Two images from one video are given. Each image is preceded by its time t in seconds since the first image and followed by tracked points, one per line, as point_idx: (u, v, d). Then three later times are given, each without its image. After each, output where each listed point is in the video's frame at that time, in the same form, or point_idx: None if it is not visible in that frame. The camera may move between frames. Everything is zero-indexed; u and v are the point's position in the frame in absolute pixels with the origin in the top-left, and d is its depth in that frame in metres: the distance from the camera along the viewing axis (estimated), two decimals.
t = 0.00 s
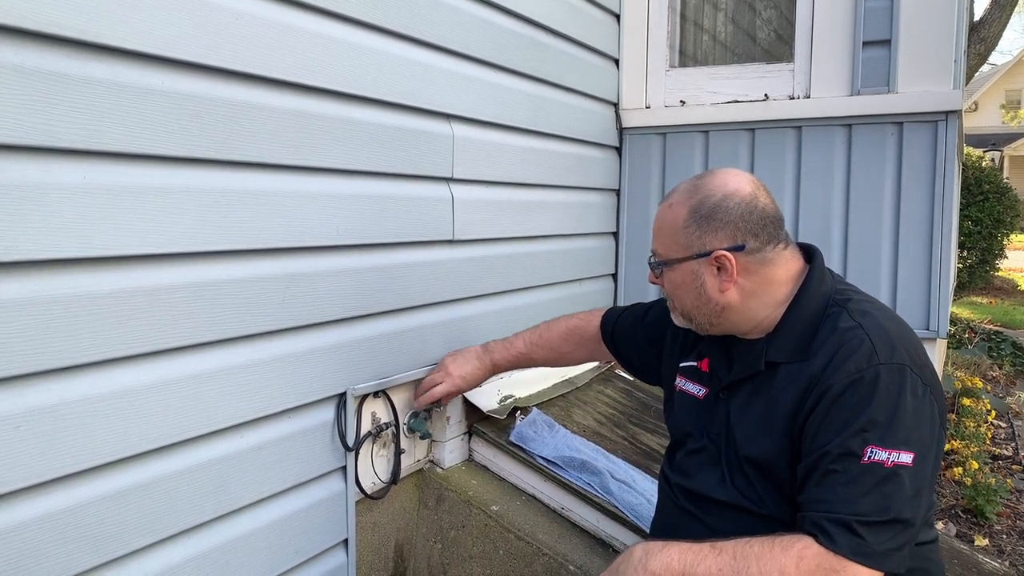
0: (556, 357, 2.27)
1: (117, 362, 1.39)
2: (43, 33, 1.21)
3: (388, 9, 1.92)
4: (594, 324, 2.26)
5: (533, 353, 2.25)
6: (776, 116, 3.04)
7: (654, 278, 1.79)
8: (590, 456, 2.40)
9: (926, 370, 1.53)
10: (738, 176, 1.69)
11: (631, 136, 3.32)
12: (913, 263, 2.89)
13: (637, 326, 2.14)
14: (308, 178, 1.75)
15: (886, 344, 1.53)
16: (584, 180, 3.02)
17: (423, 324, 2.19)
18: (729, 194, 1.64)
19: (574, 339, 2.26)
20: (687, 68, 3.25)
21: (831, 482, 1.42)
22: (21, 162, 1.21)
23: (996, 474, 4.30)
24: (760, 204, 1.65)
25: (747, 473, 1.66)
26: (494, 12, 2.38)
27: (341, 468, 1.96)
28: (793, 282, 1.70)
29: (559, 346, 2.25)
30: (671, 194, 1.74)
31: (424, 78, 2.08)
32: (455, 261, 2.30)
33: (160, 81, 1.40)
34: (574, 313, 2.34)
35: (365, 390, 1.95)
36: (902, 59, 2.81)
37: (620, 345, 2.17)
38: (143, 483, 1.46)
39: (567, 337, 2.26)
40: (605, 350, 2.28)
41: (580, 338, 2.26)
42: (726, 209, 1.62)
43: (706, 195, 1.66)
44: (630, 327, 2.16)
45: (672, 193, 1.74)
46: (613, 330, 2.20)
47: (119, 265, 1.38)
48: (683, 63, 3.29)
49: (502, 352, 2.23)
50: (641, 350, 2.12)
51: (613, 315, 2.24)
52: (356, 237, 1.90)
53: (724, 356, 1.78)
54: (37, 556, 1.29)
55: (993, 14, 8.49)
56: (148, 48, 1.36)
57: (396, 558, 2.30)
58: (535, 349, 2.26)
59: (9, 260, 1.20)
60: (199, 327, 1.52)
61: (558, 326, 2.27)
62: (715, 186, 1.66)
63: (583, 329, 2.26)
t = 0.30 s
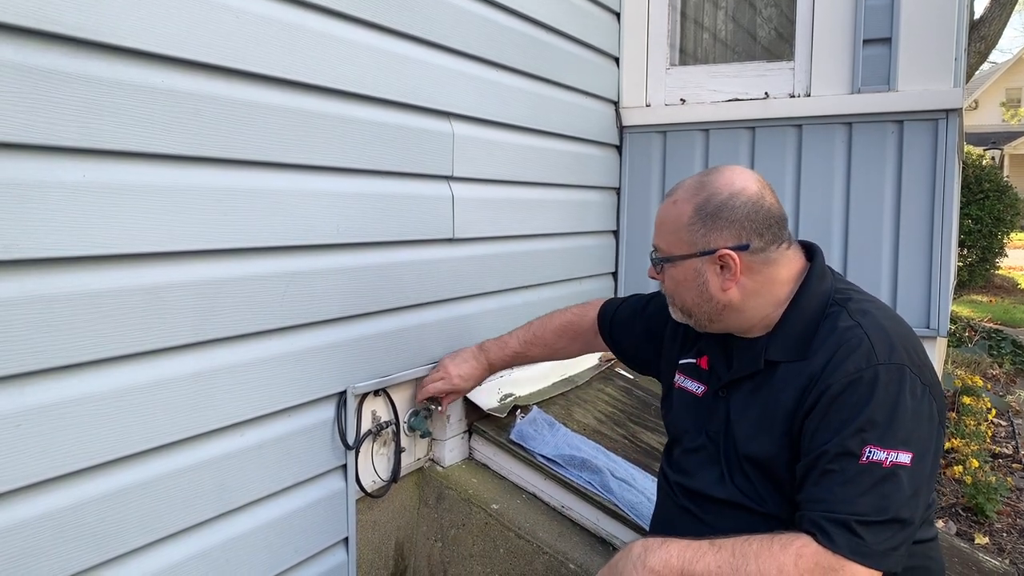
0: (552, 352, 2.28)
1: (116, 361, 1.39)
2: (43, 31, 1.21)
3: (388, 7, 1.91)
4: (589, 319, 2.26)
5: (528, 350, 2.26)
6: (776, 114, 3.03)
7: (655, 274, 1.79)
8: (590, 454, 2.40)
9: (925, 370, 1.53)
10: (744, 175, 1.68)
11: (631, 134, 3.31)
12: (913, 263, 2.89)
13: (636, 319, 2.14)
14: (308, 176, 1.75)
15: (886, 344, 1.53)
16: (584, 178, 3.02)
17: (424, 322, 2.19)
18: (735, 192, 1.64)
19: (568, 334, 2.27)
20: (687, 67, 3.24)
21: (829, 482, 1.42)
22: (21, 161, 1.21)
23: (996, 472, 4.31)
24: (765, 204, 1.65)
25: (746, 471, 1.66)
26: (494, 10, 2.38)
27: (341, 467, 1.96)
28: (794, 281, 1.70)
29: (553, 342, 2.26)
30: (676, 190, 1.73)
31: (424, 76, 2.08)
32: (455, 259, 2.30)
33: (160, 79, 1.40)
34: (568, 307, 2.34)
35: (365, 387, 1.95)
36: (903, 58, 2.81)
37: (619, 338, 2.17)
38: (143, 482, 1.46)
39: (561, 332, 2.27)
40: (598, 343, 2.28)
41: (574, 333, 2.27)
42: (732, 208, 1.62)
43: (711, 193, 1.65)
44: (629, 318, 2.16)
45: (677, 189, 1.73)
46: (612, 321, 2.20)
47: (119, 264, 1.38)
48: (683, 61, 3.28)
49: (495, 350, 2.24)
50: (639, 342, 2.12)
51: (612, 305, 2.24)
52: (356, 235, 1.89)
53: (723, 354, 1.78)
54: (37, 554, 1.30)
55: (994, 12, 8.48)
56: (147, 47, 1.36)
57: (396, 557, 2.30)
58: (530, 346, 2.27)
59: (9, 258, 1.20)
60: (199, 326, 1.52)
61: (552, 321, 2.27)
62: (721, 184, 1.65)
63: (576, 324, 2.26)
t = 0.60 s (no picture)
0: (551, 359, 2.26)
1: (117, 361, 1.39)
2: (44, 31, 1.21)
3: (387, 8, 1.91)
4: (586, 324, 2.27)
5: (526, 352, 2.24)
6: (776, 114, 3.03)
7: (665, 272, 1.79)
8: (590, 454, 2.41)
9: (934, 373, 1.54)
10: (755, 173, 1.68)
11: (632, 134, 3.31)
12: (914, 264, 2.89)
13: (638, 324, 2.15)
14: (309, 176, 1.75)
15: (897, 347, 1.53)
16: (584, 178, 3.02)
17: (424, 322, 2.19)
18: (747, 192, 1.64)
19: (567, 338, 2.26)
20: (687, 66, 3.24)
21: (836, 483, 1.42)
22: (22, 161, 1.21)
23: (996, 472, 4.31)
24: (778, 203, 1.65)
25: (749, 470, 1.66)
26: (494, 10, 2.38)
27: (342, 467, 1.96)
28: (803, 279, 1.71)
29: (551, 344, 2.25)
30: (686, 188, 1.73)
31: (424, 76, 2.08)
32: (455, 259, 2.30)
33: (161, 79, 1.40)
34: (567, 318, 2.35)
35: (365, 387, 1.96)
36: (903, 58, 2.81)
37: (622, 344, 2.16)
38: (144, 482, 1.46)
39: (559, 337, 2.27)
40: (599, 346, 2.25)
41: (571, 335, 2.27)
42: (744, 207, 1.62)
43: (723, 192, 1.65)
44: (631, 324, 2.16)
45: (688, 188, 1.73)
46: (614, 328, 2.19)
47: (119, 264, 1.38)
48: (683, 61, 3.28)
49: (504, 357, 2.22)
50: (642, 347, 2.12)
51: (613, 314, 2.24)
52: (357, 235, 1.90)
53: (729, 350, 1.78)
54: (37, 554, 1.30)
55: (994, 12, 8.48)
56: (148, 47, 1.36)
57: (397, 556, 2.30)
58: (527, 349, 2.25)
59: (10, 259, 1.20)
60: (199, 326, 1.52)
61: (548, 328, 2.29)
62: (733, 182, 1.65)
63: (572, 327, 2.28)
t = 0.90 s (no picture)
0: (560, 356, 2.27)
1: (117, 361, 1.39)
2: (44, 32, 1.21)
3: (387, 8, 1.91)
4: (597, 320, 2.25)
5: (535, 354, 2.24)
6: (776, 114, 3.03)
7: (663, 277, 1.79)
8: (591, 454, 2.41)
9: (934, 375, 1.54)
10: (752, 176, 1.68)
11: (632, 134, 3.32)
12: (914, 265, 2.89)
13: (642, 319, 2.15)
14: (309, 177, 1.75)
15: (896, 349, 1.53)
16: (584, 178, 3.02)
17: (425, 323, 2.19)
18: (744, 195, 1.63)
19: (578, 336, 2.25)
20: (687, 67, 3.25)
21: (837, 486, 1.42)
22: (22, 161, 1.21)
23: (996, 472, 4.31)
24: (774, 206, 1.65)
25: (750, 473, 1.66)
26: (494, 11, 2.38)
27: (343, 467, 1.96)
28: (803, 281, 1.71)
29: (563, 344, 2.24)
30: (682, 192, 1.72)
31: (424, 76, 2.08)
32: (455, 259, 2.30)
33: (161, 80, 1.40)
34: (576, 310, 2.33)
35: (366, 388, 1.95)
36: (903, 58, 2.81)
37: (625, 337, 2.17)
38: (144, 482, 1.46)
39: (570, 334, 2.25)
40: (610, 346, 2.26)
41: (584, 335, 2.25)
42: (741, 212, 1.62)
43: (720, 196, 1.64)
44: (635, 318, 2.16)
45: (684, 192, 1.72)
46: (617, 322, 2.19)
47: (119, 264, 1.38)
48: (683, 62, 3.28)
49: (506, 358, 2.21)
50: (644, 342, 2.13)
51: (618, 307, 2.23)
52: (357, 236, 1.90)
53: (728, 352, 1.78)
54: (37, 554, 1.30)
55: (994, 12, 8.49)
56: (147, 47, 1.36)
57: (397, 556, 2.30)
58: (538, 349, 2.24)
59: (10, 259, 1.20)
60: (199, 326, 1.52)
61: (560, 324, 2.25)
62: (729, 186, 1.65)
63: (585, 326, 2.25)
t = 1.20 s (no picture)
0: (552, 371, 2.27)
1: (117, 362, 1.39)
2: (44, 32, 1.21)
3: (387, 9, 1.91)
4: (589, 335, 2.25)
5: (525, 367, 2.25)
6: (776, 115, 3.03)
7: (663, 277, 1.78)
8: (591, 455, 2.41)
9: (933, 375, 1.54)
10: (753, 178, 1.68)
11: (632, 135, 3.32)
12: (914, 266, 2.89)
13: (638, 330, 2.15)
14: (309, 177, 1.75)
15: (896, 349, 1.53)
16: (585, 179, 3.02)
17: (425, 324, 2.19)
18: (745, 198, 1.63)
19: (567, 351, 2.25)
20: (687, 68, 3.25)
21: (836, 486, 1.42)
22: (22, 162, 1.21)
23: (997, 473, 4.31)
24: (775, 208, 1.65)
25: (750, 474, 1.66)
26: (494, 12, 2.38)
27: (343, 469, 1.96)
28: (803, 283, 1.71)
29: (553, 359, 2.25)
30: (684, 192, 1.71)
31: (424, 77, 2.08)
32: (455, 260, 2.30)
33: (161, 81, 1.40)
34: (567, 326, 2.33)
35: (366, 388, 1.95)
36: (903, 59, 2.81)
37: (622, 351, 2.16)
38: (144, 484, 1.46)
39: (561, 349, 2.25)
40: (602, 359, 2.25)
41: (574, 350, 2.25)
42: (742, 214, 1.62)
43: (721, 197, 1.64)
44: (630, 330, 2.16)
45: (686, 192, 1.71)
46: (613, 335, 2.20)
47: (120, 265, 1.38)
48: (683, 63, 3.29)
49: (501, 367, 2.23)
50: (641, 353, 2.12)
51: (612, 322, 2.24)
52: (357, 237, 1.90)
53: (728, 354, 1.77)
54: (37, 556, 1.30)
55: (995, 13, 8.49)
56: (147, 48, 1.36)
57: (398, 558, 2.30)
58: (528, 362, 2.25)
59: (9, 260, 1.20)
60: (200, 327, 1.52)
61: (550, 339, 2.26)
62: (731, 188, 1.64)
63: (574, 340, 2.25)
